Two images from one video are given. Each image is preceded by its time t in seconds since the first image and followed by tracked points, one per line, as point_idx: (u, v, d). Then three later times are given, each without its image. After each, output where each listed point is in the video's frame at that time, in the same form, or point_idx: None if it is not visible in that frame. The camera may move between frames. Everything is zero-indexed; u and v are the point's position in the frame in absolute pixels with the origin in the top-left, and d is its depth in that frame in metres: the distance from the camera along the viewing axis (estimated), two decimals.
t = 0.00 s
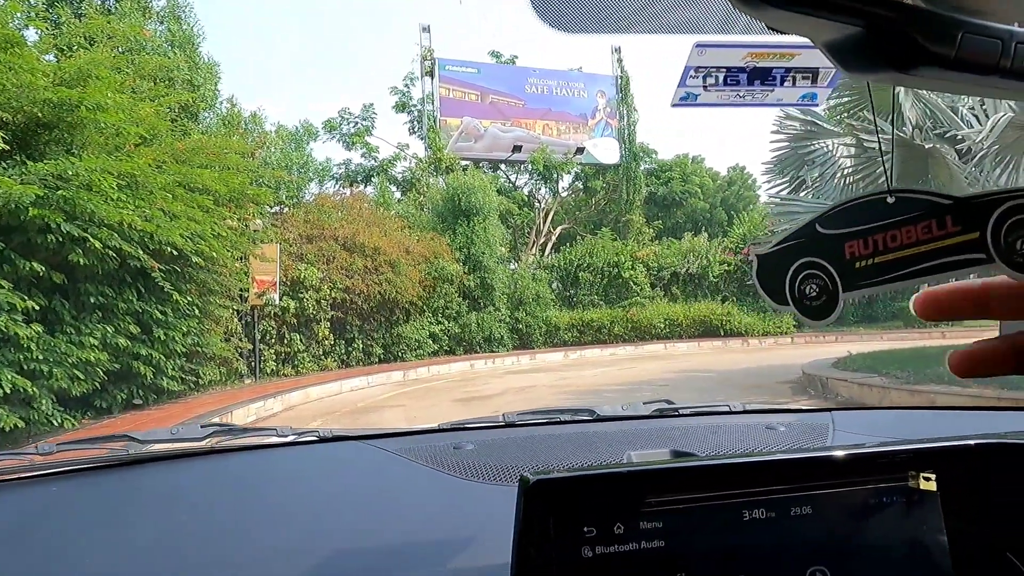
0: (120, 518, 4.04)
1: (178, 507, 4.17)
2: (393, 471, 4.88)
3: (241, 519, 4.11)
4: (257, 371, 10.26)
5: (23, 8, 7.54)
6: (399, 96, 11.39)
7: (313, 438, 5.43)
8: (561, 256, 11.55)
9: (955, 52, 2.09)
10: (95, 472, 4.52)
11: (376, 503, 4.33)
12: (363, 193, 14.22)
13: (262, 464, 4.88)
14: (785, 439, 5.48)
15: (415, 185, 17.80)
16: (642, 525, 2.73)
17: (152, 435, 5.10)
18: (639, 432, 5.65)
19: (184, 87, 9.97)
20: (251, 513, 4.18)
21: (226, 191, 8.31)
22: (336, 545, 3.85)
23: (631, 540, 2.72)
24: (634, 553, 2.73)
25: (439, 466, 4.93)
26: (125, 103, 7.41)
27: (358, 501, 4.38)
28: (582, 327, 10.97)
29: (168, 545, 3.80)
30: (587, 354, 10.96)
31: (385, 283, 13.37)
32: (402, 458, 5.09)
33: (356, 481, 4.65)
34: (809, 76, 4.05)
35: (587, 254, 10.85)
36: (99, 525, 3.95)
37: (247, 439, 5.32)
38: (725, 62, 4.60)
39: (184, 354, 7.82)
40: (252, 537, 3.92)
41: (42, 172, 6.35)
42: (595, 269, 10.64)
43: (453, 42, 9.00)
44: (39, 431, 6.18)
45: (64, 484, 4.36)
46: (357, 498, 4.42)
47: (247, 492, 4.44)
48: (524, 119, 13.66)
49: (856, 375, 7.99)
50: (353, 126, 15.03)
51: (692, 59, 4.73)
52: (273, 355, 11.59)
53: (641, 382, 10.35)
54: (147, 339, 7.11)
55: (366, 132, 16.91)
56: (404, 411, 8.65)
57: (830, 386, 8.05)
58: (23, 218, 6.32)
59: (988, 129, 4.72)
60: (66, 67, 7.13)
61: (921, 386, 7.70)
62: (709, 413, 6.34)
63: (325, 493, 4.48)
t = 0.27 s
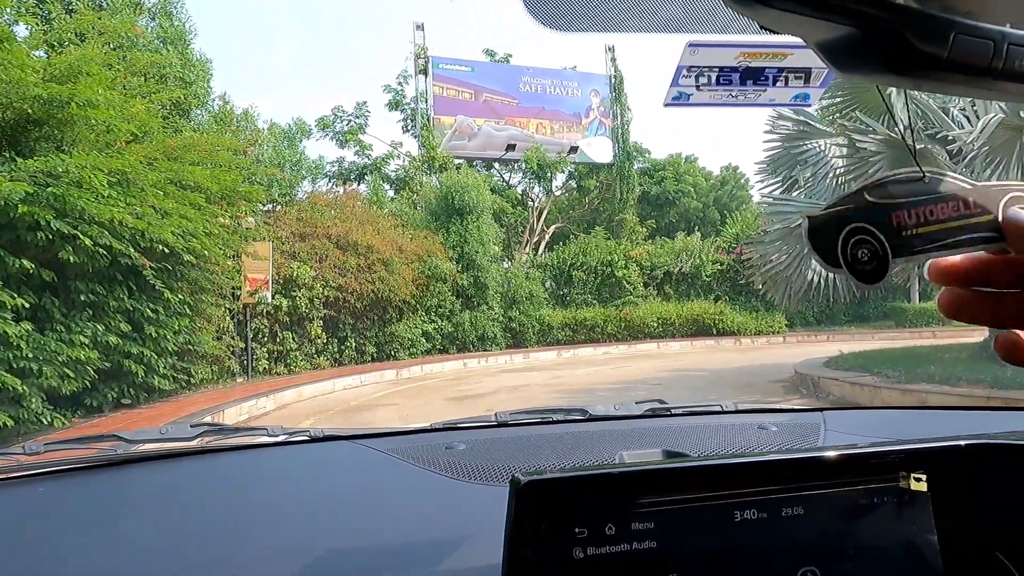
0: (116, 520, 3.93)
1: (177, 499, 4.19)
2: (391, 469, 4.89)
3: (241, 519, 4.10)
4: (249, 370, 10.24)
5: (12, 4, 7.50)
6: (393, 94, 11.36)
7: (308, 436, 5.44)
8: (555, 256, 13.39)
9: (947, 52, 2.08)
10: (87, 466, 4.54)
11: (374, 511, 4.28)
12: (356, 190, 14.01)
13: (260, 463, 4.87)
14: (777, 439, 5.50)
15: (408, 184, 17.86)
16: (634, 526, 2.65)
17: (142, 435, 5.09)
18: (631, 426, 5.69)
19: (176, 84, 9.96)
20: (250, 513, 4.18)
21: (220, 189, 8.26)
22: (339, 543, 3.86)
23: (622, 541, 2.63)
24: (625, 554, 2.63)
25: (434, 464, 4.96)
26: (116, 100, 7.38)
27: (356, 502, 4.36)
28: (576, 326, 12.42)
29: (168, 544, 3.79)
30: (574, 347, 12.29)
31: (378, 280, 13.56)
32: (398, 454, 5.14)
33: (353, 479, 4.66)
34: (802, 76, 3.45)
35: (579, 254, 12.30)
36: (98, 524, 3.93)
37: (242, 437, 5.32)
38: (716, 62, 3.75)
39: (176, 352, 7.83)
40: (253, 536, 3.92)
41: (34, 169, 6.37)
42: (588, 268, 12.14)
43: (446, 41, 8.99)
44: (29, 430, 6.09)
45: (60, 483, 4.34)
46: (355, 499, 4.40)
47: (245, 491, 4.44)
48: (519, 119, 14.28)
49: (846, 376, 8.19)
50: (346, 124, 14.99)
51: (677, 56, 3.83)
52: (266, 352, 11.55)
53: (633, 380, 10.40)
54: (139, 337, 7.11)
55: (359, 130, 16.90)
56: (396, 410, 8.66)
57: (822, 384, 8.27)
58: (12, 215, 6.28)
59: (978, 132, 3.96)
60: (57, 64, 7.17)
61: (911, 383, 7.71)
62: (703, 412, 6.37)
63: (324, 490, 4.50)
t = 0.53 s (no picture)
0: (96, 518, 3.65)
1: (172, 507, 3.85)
2: (396, 473, 4.50)
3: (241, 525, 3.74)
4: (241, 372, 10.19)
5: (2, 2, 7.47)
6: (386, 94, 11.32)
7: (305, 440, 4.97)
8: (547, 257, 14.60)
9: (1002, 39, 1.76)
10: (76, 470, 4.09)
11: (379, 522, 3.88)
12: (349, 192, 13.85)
13: (258, 465, 4.48)
14: (781, 443, 5.31)
15: (401, 185, 17.82)
16: (646, 530, 2.41)
17: (140, 438, 4.53)
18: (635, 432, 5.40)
19: (168, 84, 9.92)
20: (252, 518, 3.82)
21: (212, 189, 8.22)
22: (349, 545, 3.52)
23: (634, 546, 2.38)
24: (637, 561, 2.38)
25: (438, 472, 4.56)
26: (107, 100, 7.34)
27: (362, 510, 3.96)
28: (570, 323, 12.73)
29: (168, 543, 3.46)
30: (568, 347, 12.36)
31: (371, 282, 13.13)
32: (401, 457, 4.76)
33: (358, 480, 4.33)
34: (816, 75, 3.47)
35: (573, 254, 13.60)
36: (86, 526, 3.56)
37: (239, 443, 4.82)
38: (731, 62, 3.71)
39: (167, 354, 7.80)
40: (256, 537, 3.59)
41: (23, 169, 6.33)
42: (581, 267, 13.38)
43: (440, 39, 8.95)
44: (18, 432, 5.98)
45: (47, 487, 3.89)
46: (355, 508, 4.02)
47: (229, 493, 4.05)
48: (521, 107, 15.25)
49: (837, 376, 8.37)
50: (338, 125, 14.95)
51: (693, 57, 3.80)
52: (258, 353, 11.47)
53: (627, 381, 10.33)
54: (130, 339, 7.06)
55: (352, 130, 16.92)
56: (390, 411, 8.59)
57: (815, 383, 8.45)
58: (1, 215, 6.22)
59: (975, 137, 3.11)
60: (46, 63, 7.13)
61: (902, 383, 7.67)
62: (705, 414, 6.17)
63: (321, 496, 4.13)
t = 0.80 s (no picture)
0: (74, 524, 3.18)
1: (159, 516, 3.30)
2: (402, 482, 4.05)
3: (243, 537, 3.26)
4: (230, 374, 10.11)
5: None
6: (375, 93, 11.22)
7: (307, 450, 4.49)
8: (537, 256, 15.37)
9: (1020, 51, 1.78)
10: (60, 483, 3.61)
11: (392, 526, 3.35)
12: (339, 193, 13.79)
13: (251, 475, 4.06)
14: (803, 448, 4.87)
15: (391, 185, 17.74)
16: (666, 552, 2.06)
17: (130, 450, 4.06)
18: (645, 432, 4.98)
19: (155, 82, 9.83)
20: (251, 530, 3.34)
21: (200, 189, 8.11)
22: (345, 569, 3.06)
23: (654, 570, 2.03)
24: None
25: (443, 479, 4.07)
26: (93, 99, 7.21)
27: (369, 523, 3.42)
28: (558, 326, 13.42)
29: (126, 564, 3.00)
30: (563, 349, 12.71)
31: (361, 283, 12.92)
32: (399, 466, 4.31)
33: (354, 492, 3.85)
34: (837, 82, 3.97)
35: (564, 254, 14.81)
36: (78, 541, 3.12)
37: (238, 453, 4.31)
38: (752, 66, 3.75)
39: (155, 356, 7.72)
40: (270, 552, 3.18)
41: (6, 168, 6.25)
42: (575, 266, 14.52)
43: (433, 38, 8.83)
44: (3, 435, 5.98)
45: None
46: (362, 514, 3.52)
47: (206, 505, 3.59)
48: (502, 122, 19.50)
49: (829, 375, 8.32)
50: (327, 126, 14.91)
51: (714, 61, 3.84)
52: (246, 354, 11.36)
53: (618, 381, 10.25)
54: (117, 339, 6.94)
55: (343, 131, 16.93)
56: (380, 414, 8.44)
57: (806, 383, 8.44)
58: None
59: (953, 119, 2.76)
60: (32, 61, 7.06)
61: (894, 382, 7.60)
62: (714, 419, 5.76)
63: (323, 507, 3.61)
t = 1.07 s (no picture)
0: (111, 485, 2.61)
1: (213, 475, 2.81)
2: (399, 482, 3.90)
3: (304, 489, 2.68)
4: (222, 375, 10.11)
5: None
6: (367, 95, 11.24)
7: (321, 455, 3.11)
8: (530, 258, 16.76)
9: None
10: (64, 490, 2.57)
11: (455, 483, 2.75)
12: (330, 191, 13.75)
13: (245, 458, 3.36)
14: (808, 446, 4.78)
15: (383, 184, 17.68)
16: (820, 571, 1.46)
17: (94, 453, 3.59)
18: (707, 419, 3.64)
19: (145, 79, 9.72)
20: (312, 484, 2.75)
21: (191, 188, 8.02)
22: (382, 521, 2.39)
23: None
24: None
25: (481, 484, 2.72)
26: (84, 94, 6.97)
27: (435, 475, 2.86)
28: (551, 326, 15.66)
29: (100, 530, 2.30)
30: (548, 346, 15.04)
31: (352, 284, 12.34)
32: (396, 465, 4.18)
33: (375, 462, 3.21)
34: (940, 52, 4.18)
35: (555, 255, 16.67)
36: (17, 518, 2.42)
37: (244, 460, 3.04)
38: (855, 32, 3.90)
39: (145, 355, 7.72)
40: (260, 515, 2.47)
41: None
42: (565, 268, 16.65)
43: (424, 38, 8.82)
44: None
45: None
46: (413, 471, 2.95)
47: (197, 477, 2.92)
48: (494, 122, 19.88)
49: (823, 376, 8.34)
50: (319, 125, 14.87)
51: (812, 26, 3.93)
52: (237, 355, 11.28)
53: (612, 381, 10.24)
54: (106, 340, 7.01)
55: (336, 131, 17.03)
56: (372, 414, 8.35)
57: (800, 382, 8.50)
58: None
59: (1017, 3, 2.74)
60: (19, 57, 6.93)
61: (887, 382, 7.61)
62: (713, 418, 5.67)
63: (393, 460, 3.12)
